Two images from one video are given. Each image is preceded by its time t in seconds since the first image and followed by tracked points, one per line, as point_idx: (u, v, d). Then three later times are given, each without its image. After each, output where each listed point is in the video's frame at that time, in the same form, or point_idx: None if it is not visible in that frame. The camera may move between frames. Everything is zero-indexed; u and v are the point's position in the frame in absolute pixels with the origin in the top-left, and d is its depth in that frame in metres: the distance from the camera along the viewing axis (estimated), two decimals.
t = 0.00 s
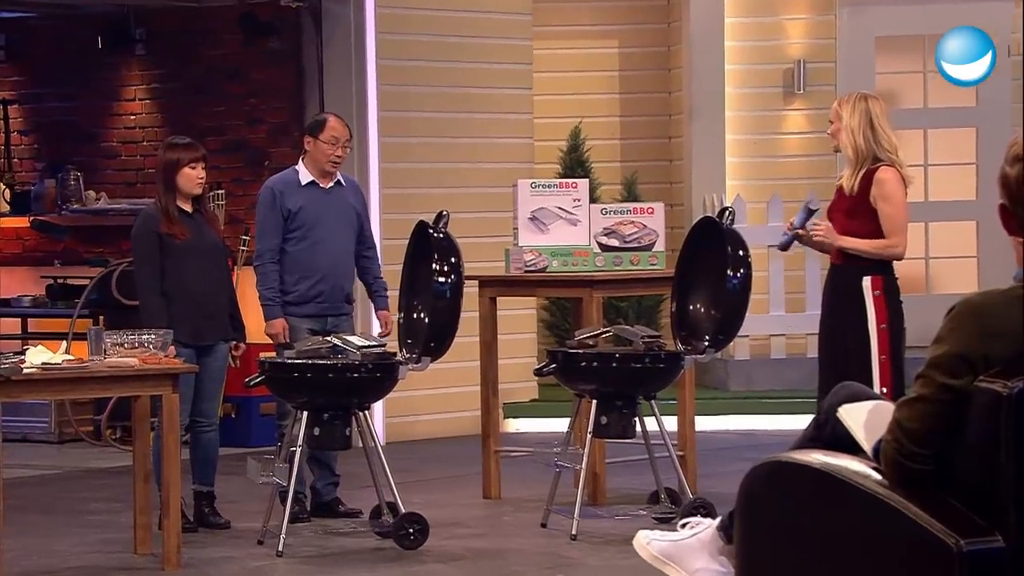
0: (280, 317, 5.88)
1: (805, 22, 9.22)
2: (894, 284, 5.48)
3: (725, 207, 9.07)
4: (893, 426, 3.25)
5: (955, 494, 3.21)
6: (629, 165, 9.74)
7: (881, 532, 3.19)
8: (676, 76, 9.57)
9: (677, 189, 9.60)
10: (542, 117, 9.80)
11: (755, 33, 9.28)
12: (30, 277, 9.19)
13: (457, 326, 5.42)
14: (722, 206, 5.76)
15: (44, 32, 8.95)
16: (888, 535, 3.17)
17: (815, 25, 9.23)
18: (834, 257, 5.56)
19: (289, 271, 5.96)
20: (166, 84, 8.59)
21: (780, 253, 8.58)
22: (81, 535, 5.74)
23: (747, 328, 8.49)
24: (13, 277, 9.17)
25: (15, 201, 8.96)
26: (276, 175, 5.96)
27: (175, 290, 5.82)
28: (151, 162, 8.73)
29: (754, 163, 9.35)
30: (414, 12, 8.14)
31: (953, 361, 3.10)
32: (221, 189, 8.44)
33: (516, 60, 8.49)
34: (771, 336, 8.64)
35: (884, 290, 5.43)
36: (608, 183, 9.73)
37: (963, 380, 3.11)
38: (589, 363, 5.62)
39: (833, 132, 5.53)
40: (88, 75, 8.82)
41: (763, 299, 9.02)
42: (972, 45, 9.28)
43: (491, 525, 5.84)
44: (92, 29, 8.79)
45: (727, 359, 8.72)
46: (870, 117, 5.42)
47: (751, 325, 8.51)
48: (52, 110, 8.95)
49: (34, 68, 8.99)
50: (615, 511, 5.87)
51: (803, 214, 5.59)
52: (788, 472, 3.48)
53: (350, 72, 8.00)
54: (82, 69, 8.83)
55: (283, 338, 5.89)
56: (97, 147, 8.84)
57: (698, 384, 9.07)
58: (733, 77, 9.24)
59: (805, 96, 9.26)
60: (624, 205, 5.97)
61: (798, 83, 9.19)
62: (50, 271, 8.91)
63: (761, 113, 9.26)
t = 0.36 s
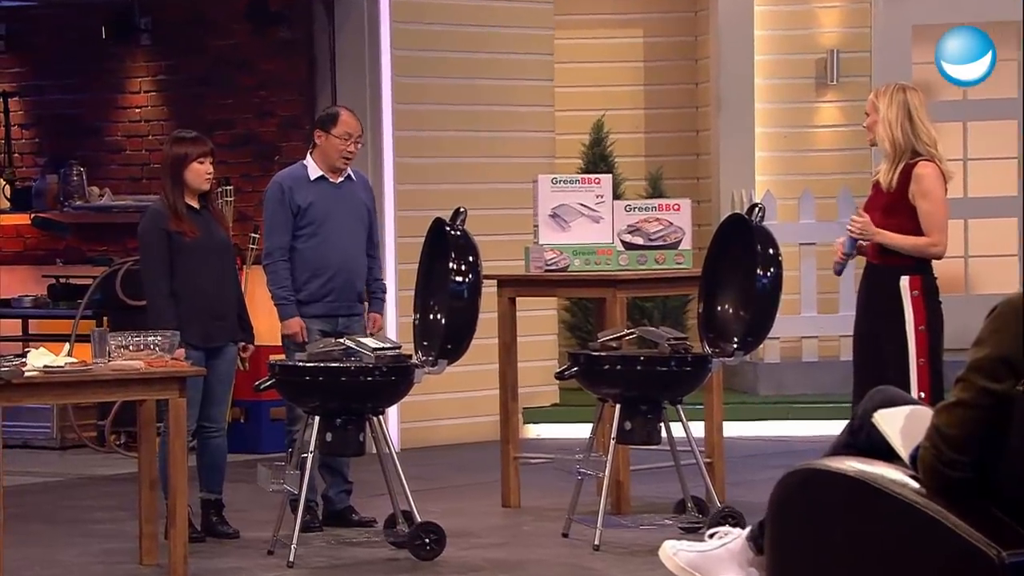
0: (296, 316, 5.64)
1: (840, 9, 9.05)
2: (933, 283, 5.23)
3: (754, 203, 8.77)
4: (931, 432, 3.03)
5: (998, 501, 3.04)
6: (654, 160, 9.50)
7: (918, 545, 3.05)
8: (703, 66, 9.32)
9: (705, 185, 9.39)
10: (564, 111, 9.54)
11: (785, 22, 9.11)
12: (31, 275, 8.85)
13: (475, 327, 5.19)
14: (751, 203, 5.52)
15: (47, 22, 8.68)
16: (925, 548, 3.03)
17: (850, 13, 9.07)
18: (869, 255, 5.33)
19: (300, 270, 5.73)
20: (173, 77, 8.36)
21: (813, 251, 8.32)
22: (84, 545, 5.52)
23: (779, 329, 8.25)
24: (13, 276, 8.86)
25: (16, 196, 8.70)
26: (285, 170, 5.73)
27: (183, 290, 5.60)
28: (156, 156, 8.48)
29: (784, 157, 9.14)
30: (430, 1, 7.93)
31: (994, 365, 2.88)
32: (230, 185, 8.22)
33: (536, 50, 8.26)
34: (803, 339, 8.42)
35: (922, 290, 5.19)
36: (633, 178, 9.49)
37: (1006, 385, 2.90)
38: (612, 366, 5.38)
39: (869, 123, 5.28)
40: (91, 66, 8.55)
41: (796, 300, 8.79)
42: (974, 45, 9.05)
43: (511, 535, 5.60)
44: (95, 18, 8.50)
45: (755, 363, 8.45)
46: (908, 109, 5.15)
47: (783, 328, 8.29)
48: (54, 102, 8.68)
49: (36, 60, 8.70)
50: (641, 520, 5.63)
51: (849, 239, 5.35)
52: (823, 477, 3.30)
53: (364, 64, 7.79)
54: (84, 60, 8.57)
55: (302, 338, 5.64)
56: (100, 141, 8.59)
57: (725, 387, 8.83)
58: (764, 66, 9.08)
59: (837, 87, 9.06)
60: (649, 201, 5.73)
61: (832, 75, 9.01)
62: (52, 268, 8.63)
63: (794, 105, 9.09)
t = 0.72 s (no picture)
0: (310, 309, 5.42)
1: None
2: (971, 282, 5.01)
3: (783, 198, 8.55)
4: (969, 437, 2.81)
5: None
6: (678, 154, 9.27)
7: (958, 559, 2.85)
8: (730, 56, 9.09)
9: (730, 180, 9.16)
10: (585, 103, 9.33)
11: (817, 10, 8.83)
12: (31, 273, 8.67)
13: (492, 327, 4.97)
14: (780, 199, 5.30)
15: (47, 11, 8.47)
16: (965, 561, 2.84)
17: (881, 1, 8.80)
18: (906, 250, 5.08)
19: (310, 267, 5.52)
20: (179, 68, 8.15)
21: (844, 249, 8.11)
22: (86, 554, 5.31)
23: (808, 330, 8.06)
24: (13, 275, 8.68)
25: (16, 192, 8.52)
26: (293, 165, 5.52)
27: (191, 289, 5.39)
28: (161, 150, 8.28)
29: (814, 150, 8.89)
30: None
31: None
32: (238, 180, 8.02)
33: (555, 39, 8.02)
34: (832, 342, 8.22)
35: (960, 290, 4.96)
36: (656, 172, 9.27)
37: None
38: (634, 369, 5.16)
39: (905, 117, 5.06)
40: (93, 57, 8.36)
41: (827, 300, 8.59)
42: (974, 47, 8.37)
43: (529, 544, 5.38)
44: (99, 8, 8.31)
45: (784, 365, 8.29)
46: (945, 101, 4.94)
47: (814, 329, 8.12)
48: (55, 94, 8.49)
49: (39, 49, 8.52)
50: (664, 529, 5.41)
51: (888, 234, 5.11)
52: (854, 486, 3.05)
53: (377, 53, 7.59)
54: (87, 52, 8.38)
55: (317, 329, 5.41)
56: (103, 135, 8.39)
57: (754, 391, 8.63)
58: (792, 55, 8.82)
59: (870, 78, 8.80)
60: (674, 197, 5.52)
61: (864, 65, 8.75)
62: (52, 266, 8.44)
63: (827, 96, 8.83)
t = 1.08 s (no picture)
0: (314, 317, 5.23)
1: None
2: (1007, 279, 4.78)
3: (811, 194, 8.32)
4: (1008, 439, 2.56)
5: None
6: (701, 149, 9.07)
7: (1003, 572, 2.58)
8: (756, 46, 8.87)
9: (756, 175, 8.94)
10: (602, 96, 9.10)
11: None
12: (31, 274, 8.51)
13: (508, 329, 4.77)
14: (809, 194, 5.09)
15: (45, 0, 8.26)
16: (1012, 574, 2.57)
17: None
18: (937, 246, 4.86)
19: (318, 266, 5.33)
20: (184, 59, 7.97)
21: (875, 247, 7.93)
22: (86, 562, 5.12)
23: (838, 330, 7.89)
24: (13, 275, 8.52)
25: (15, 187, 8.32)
26: (302, 158, 5.33)
27: (196, 288, 5.20)
28: (165, 144, 8.09)
29: (844, 143, 8.67)
30: None
31: None
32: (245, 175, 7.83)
33: (573, 29, 7.83)
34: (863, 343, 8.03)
35: (996, 289, 4.74)
36: (678, 168, 9.06)
37: None
38: (656, 371, 4.96)
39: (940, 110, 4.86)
40: (94, 49, 8.17)
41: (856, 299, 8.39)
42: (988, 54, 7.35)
43: (546, 554, 5.18)
44: None
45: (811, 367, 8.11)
46: (983, 93, 4.72)
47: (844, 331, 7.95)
48: (54, 86, 8.28)
49: (39, 40, 8.31)
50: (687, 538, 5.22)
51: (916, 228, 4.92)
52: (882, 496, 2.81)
53: (389, 44, 7.42)
54: (88, 43, 8.18)
55: (321, 340, 5.25)
56: (104, 129, 8.21)
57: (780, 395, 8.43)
58: (821, 46, 8.59)
59: (902, 69, 8.57)
60: (697, 193, 5.33)
61: (896, 55, 8.52)
62: (54, 266, 8.29)
63: (858, 87, 8.61)
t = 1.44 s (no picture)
0: (311, 319, 5.05)
1: None
2: None
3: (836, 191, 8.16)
4: None
5: None
6: (721, 144, 8.88)
7: None
8: (779, 37, 8.69)
9: (779, 171, 8.74)
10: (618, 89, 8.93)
11: None
12: (27, 273, 8.26)
13: (521, 331, 4.58)
14: (836, 192, 4.89)
15: None
16: None
17: None
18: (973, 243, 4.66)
19: (321, 266, 5.14)
20: (186, 52, 7.79)
21: (903, 246, 7.76)
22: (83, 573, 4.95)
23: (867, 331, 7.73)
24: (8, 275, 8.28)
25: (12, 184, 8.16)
26: (307, 153, 5.15)
27: (197, 288, 5.02)
28: (165, 139, 7.91)
29: (870, 137, 8.46)
30: None
31: None
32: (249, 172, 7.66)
33: (586, 20, 7.63)
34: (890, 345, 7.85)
35: None
36: (697, 164, 8.88)
37: None
38: (675, 374, 4.77)
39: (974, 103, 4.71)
40: (94, 42, 8.00)
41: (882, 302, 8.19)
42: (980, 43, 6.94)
43: (560, 564, 4.99)
44: None
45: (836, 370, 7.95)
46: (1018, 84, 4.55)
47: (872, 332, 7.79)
48: (53, 80, 8.12)
49: (37, 32, 8.14)
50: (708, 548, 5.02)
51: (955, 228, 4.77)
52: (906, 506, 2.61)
53: (397, 36, 7.24)
54: (88, 36, 8.01)
55: (317, 343, 5.07)
56: (103, 124, 8.03)
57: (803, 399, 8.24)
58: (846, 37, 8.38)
59: (930, 61, 8.36)
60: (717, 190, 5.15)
61: (924, 46, 8.31)
62: (51, 265, 8.05)
63: (884, 80, 8.40)
